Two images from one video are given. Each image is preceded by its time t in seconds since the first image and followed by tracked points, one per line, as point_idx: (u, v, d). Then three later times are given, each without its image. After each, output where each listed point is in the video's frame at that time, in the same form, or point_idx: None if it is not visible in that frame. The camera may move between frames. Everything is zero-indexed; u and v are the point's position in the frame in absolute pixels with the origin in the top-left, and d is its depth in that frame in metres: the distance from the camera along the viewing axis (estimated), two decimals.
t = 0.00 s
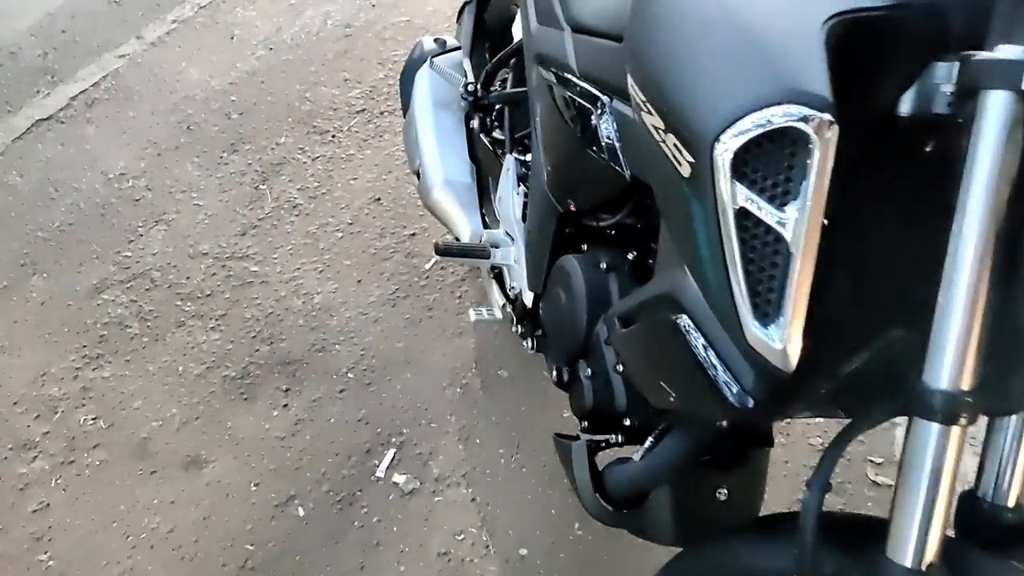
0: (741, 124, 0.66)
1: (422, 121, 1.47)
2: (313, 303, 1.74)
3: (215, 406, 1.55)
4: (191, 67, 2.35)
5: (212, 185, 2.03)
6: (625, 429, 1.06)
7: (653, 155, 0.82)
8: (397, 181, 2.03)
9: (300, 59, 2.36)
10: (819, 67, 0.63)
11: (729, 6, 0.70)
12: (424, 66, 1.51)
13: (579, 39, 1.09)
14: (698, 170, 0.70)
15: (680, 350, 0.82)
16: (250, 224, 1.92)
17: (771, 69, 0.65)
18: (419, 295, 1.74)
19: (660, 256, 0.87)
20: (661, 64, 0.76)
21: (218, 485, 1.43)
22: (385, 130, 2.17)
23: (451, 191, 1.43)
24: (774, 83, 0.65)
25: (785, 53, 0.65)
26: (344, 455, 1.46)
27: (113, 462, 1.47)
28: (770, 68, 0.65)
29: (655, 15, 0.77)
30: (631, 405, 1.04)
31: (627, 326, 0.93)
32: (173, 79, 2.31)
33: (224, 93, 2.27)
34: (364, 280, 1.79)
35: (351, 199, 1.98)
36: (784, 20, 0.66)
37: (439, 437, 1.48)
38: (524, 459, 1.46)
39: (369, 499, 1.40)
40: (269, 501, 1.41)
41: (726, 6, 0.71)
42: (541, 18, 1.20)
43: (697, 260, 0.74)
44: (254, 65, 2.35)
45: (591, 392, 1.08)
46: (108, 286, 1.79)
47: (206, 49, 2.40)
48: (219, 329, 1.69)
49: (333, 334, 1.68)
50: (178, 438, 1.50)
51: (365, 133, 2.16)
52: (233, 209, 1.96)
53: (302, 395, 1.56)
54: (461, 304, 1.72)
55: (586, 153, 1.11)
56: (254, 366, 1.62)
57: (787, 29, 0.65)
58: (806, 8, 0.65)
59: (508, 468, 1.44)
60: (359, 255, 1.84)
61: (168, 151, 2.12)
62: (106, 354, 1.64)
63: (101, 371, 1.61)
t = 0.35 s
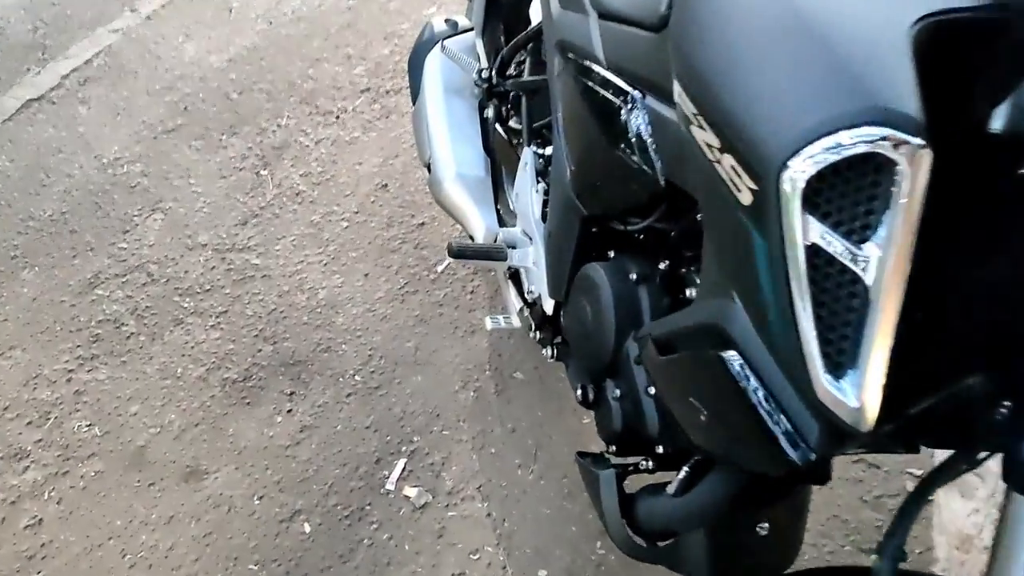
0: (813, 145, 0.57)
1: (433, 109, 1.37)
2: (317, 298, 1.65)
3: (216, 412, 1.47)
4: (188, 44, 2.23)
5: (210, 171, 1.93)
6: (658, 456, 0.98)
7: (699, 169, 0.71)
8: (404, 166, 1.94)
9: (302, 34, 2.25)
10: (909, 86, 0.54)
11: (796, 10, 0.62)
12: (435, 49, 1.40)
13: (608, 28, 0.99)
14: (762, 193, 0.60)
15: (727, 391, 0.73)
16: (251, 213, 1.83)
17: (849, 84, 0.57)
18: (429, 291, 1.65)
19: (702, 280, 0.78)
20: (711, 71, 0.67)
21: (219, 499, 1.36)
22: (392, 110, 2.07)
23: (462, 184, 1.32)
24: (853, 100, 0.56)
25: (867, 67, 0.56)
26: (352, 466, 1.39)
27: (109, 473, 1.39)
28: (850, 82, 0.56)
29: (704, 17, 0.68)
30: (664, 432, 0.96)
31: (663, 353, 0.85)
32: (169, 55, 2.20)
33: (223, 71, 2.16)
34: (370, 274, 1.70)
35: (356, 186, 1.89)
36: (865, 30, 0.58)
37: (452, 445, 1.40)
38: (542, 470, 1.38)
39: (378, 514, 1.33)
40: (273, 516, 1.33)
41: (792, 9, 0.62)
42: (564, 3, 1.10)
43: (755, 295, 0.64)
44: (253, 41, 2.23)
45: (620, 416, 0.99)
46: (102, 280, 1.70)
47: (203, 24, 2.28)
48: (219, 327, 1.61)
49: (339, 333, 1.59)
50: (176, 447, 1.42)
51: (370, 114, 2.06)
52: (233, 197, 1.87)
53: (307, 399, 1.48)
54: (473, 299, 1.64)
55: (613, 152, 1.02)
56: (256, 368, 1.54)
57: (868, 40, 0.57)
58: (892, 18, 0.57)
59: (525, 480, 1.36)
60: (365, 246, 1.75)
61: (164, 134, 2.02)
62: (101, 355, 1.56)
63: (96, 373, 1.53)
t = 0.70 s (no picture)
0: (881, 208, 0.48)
1: (406, 117, 1.24)
2: (285, 319, 1.54)
3: (179, 452, 1.37)
4: (135, 39, 2.06)
5: (164, 179, 1.79)
6: (671, 513, 0.88)
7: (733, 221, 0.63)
8: (373, 169, 1.82)
9: (258, 25, 2.10)
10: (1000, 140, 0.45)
11: (851, 31, 0.52)
12: (407, 51, 1.28)
13: (603, 39, 0.89)
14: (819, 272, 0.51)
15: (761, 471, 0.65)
16: (210, 225, 1.70)
17: (924, 134, 0.47)
18: (405, 307, 1.55)
19: (729, 335, 0.69)
20: (741, 99, 0.57)
21: (184, 551, 1.27)
22: (358, 108, 1.94)
23: (442, 203, 1.21)
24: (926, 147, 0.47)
25: (946, 113, 0.47)
26: (329, 508, 1.30)
27: (63, 525, 1.29)
28: (925, 133, 0.47)
29: (732, 32, 0.58)
30: (678, 487, 0.87)
31: (682, 412, 0.76)
32: (114, 50, 2.04)
33: (174, 68, 2.01)
34: (342, 291, 1.58)
35: (323, 192, 1.77)
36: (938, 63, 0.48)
37: (437, 481, 1.32)
38: (534, 505, 1.29)
39: (359, 561, 1.25)
40: (245, 568, 1.25)
41: (846, 30, 0.52)
42: (551, 7, 0.99)
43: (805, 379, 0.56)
44: (206, 33, 2.08)
45: (628, 471, 0.90)
46: (49, 305, 1.57)
47: (150, 16, 2.11)
48: (179, 354, 1.49)
49: (310, 357, 1.48)
50: (136, 493, 1.32)
51: (334, 112, 1.93)
52: (190, 208, 1.74)
53: (278, 433, 1.38)
54: (453, 315, 1.53)
55: (610, 175, 0.91)
56: (221, 400, 1.43)
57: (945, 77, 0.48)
58: (973, 54, 0.48)
59: (517, 518, 1.28)
60: (334, 259, 1.64)
61: (112, 138, 1.87)
62: (49, 391, 1.44)
63: (45, 412, 1.42)
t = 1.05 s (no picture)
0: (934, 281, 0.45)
1: (331, 150, 1.13)
2: (213, 370, 1.41)
3: (108, 534, 1.24)
4: (7, 68, 1.87)
5: (57, 223, 1.63)
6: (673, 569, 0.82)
7: (754, 281, 0.57)
8: (290, 194, 1.70)
9: (146, 44, 1.94)
10: None
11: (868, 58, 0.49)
12: (326, 76, 1.16)
13: (553, 64, 0.82)
14: (885, 356, 0.48)
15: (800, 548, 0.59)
16: (115, 271, 1.56)
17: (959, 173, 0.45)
18: (342, 345, 1.45)
19: (739, 394, 0.63)
20: (751, 133, 0.54)
21: None
22: (266, 129, 1.82)
23: (380, 241, 1.11)
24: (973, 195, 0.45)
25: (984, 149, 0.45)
26: None
27: None
28: (956, 173, 0.46)
29: (735, 54, 0.55)
30: (678, 544, 0.81)
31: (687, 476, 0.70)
32: None
33: (55, 97, 1.83)
34: (271, 333, 1.47)
35: (238, 225, 1.64)
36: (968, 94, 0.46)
37: (399, 534, 1.23)
38: (505, 548, 1.22)
39: None
40: None
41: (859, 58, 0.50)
42: (486, 27, 0.91)
43: (861, 459, 0.52)
44: (88, 56, 1.90)
45: (623, 527, 0.83)
46: None
47: (22, 41, 1.92)
48: (97, 422, 1.35)
49: (245, 411, 1.36)
50: None
51: (241, 135, 1.80)
52: (90, 253, 1.58)
53: (218, 500, 1.27)
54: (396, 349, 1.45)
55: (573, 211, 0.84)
56: (151, 469, 1.30)
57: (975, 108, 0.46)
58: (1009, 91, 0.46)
59: (488, 564, 1.21)
60: (259, 298, 1.52)
61: None
62: None
63: None
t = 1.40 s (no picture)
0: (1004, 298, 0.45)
1: (237, 205, 1.04)
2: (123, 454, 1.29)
3: None
4: None
5: None
6: None
7: (790, 313, 0.56)
8: (176, 248, 1.58)
9: None
10: None
11: (894, 67, 0.48)
12: (217, 124, 1.07)
13: (487, 90, 0.77)
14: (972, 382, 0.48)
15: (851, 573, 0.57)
16: None
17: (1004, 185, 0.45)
18: (264, 405, 1.36)
19: (757, 423, 0.61)
20: (770, 148, 0.53)
21: None
22: (137, 180, 1.68)
23: (306, 294, 1.04)
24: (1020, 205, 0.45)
25: None
26: None
27: None
28: (1004, 185, 0.45)
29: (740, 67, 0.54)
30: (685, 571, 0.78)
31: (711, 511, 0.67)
32: None
33: None
34: (183, 402, 1.36)
35: (124, 288, 1.51)
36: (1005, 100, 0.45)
37: None
38: None
39: None
40: None
41: (883, 67, 0.48)
42: (403, 57, 0.85)
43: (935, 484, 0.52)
44: None
45: (625, 565, 0.80)
46: None
47: None
48: None
49: (169, 493, 1.25)
50: None
51: (110, 190, 1.66)
52: None
53: None
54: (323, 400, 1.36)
55: (530, 245, 0.79)
56: None
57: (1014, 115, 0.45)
58: None
59: None
60: (162, 366, 1.40)
61: None
62: None
63: None
